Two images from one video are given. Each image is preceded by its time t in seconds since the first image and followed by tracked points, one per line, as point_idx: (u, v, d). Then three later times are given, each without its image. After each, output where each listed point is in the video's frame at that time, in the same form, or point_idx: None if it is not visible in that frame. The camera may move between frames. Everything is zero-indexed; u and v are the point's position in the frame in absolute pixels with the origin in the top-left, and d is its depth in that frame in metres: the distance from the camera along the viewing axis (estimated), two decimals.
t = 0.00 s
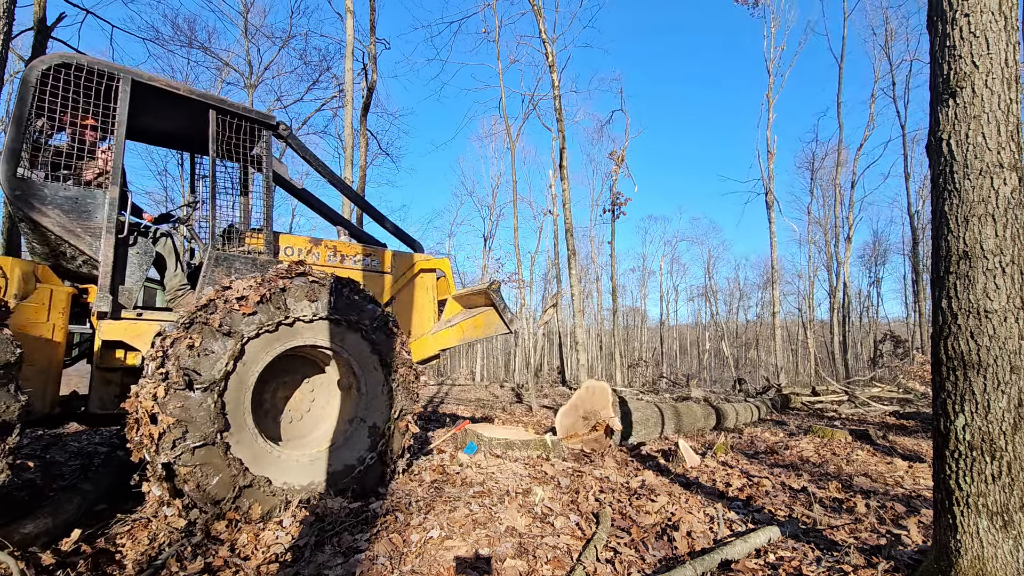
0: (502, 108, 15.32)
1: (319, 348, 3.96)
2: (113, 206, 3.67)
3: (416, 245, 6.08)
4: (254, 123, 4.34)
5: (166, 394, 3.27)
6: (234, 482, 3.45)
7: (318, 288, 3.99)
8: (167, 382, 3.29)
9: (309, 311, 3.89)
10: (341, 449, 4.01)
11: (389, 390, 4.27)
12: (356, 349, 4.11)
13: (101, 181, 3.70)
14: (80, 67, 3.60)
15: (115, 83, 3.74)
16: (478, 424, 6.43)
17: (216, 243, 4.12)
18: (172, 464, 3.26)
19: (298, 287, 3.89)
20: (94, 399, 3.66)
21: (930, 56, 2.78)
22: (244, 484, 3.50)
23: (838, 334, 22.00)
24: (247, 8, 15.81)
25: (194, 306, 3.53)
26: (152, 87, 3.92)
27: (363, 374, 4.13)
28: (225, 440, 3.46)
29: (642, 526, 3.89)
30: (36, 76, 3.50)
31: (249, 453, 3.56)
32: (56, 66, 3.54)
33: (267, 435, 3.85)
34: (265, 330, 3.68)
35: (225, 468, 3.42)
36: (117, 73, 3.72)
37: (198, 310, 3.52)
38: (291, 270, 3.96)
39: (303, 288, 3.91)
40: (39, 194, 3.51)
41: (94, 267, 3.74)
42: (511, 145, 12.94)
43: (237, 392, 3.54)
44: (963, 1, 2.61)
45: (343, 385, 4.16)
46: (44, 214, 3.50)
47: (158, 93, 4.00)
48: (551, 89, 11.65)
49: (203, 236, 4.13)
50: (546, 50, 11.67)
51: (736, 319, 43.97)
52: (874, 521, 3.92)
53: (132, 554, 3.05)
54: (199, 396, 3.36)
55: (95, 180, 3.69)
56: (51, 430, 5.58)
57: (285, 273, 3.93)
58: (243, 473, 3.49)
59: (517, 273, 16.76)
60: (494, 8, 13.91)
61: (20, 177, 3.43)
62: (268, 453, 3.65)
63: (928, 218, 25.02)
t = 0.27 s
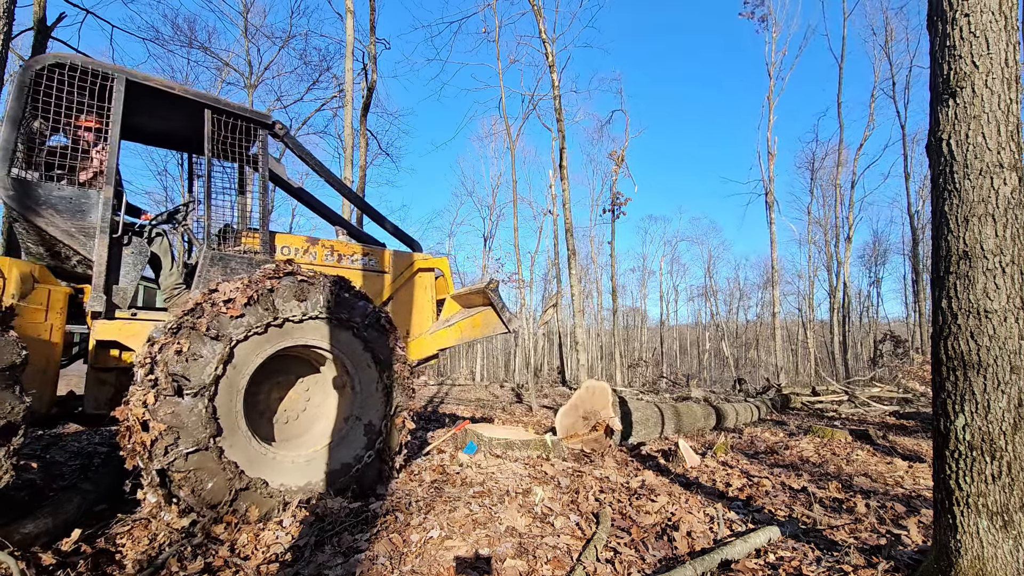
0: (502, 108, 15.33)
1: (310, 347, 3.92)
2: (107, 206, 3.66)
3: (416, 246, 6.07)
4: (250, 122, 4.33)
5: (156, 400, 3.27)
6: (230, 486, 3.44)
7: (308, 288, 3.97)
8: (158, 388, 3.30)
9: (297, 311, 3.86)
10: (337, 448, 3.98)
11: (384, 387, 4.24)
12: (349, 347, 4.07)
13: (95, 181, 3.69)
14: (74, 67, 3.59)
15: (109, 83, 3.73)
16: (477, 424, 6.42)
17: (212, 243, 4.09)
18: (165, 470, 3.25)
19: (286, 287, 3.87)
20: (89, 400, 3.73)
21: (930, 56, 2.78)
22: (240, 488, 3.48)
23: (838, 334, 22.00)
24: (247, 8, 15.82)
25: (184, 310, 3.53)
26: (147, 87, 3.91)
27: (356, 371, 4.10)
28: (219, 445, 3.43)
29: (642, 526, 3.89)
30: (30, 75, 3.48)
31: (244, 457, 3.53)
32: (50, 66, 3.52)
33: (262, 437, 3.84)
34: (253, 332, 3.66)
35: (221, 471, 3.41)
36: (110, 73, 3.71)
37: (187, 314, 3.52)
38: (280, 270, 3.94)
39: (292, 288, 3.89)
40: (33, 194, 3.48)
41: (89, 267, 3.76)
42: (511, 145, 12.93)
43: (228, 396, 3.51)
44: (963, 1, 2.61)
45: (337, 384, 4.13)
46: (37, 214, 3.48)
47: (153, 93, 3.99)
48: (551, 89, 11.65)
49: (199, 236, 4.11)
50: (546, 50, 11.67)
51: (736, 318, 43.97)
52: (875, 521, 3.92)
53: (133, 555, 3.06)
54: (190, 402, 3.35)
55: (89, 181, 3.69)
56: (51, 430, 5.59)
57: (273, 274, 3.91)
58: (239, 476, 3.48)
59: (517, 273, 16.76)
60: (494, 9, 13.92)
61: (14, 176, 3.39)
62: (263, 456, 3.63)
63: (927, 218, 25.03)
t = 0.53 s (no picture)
0: (502, 108, 15.32)
1: (303, 346, 3.92)
2: (103, 206, 3.66)
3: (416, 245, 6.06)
4: (247, 122, 4.34)
5: (147, 406, 3.25)
6: (226, 489, 3.43)
7: (298, 287, 3.96)
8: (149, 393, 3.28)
9: (289, 312, 3.85)
10: (334, 447, 3.98)
11: (379, 384, 4.22)
12: (342, 344, 4.07)
13: (91, 181, 3.70)
14: (70, 68, 3.60)
15: (105, 83, 3.74)
16: (477, 424, 6.42)
17: (209, 243, 4.07)
18: (160, 474, 3.25)
19: (277, 287, 3.86)
20: (85, 400, 3.64)
21: (930, 56, 2.78)
22: (237, 490, 3.48)
23: (838, 334, 22.00)
24: (247, 8, 15.81)
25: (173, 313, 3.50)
26: (143, 87, 3.91)
27: (350, 369, 4.09)
28: (213, 448, 3.43)
29: (642, 526, 3.90)
30: (26, 76, 3.49)
31: (240, 459, 3.53)
32: (46, 67, 3.53)
33: (259, 438, 3.83)
34: (243, 334, 3.63)
35: (217, 475, 3.40)
36: (106, 73, 3.72)
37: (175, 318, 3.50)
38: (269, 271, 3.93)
39: (283, 288, 3.88)
40: (30, 194, 3.48)
41: (85, 266, 3.75)
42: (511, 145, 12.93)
43: (221, 399, 3.49)
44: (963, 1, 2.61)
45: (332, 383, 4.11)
46: (33, 214, 3.49)
47: (150, 93, 3.99)
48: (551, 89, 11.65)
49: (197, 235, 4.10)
50: (546, 50, 11.68)
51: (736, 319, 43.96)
52: (874, 521, 3.92)
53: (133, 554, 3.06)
54: (182, 406, 3.34)
55: (86, 180, 3.69)
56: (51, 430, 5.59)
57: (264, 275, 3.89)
58: (235, 478, 3.48)
59: (517, 273, 16.76)
60: (494, 9, 13.92)
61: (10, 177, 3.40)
62: (260, 458, 3.63)
63: (928, 218, 25.01)
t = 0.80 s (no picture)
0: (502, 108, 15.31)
1: (291, 346, 3.82)
2: (94, 205, 3.63)
3: (412, 246, 6.06)
4: (242, 121, 4.33)
5: (132, 421, 3.18)
6: (222, 497, 3.37)
7: (278, 288, 3.85)
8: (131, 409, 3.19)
9: (269, 314, 3.75)
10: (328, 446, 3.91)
11: (369, 380, 4.16)
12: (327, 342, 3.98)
13: (84, 181, 3.68)
14: (62, 67, 3.60)
15: (98, 83, 3.74)
16: (477, 424, 6.42)
17: (202, 242, 4.04)
18: (153, 488, 3.18)
19: (255, 290, 3.75)
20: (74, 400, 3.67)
21: (930, 56, 2.78)
22: (233, 497, 3.42)
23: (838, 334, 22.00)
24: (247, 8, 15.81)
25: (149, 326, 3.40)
26: (136, 86, 3.91)
27: (339, 366, 4.00)
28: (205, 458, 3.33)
29: (642, 526, 3.89)
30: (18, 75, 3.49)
31: (234, 466, 3.44)
32: (39, 66, 3.53)
33: (252, 443, 3.73)
34: (224, 340, 3.51)
35: (213, 484, 3.33)
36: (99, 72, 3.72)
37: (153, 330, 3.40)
38: (247, 274, 3.82)
39: (262, 291, 3.77)
40: (22, 193, 3.48)
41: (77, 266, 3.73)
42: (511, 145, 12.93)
43: (207, 408, 3.39)
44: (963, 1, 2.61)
45: (322, 382, 4.00)
46: (25, 213, 3.48)
47: (143, 93, 4.00)
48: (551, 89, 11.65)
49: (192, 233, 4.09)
50: (546, 50, 11.68)
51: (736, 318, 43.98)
52: (874, 521, 3.92)
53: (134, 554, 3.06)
54: (167, 419, 3.25)
55: (78, 180, 3.67)
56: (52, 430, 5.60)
57: (243, 279, 3.79)
58: (231, 486, 3.40)
59: (517, 273, 16.76)
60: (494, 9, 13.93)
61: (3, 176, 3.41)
62: (253, 464, 3.54)
63: (927, 218, 25.00)
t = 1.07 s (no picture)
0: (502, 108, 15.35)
1: (274, 344, 3.72)
2: (73, 202, 3.60)
3: (406, 242, 6.05)
4: (229, 115, 4.26)
5: (112, 440, 3.11)
6: (218, 503, 3.34)
7: (249, 288, 3.71)
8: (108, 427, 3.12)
9: (242, 316, 3.61)
10: (319, 443, 3.84)
11: (356, 372, 4.07)
12: (308, 337, 3.86)
13: (64, 176, 3.64)
14: (40, 59, 3.51)
15: (79, 75, 3.65)
16: (477, 424, 6.42)
17: (189, 239, 3.99)
18: (143, 504, 3.13)
19: (225, 292, 3.60)
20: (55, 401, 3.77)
21: (930, 56, 2.78)
22: (229, 502, 3.39)
23: (838, 334, 22.02)
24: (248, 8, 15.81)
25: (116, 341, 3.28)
26: (119, 79, 3.82)
27: (322, 361, 3.89)
28: (194, 468, 3.28)
29: (642, 526, 3.90)
30: None
31: (226, 472, 3.39)
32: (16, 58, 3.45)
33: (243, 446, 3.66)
34: (198, 347, 3.40)
35: (206, 494, 3.29)
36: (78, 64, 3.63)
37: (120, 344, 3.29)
38: (216, 276, 3.67)
39: (232, 291, 3.63)
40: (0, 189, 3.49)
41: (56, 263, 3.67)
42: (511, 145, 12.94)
43: (189, 417, 3.31)
44: (962, 1, 2.61)
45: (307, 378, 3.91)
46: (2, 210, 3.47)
47: (127, 86, 3.91)
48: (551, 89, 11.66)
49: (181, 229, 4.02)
50: (546, 50, 11.70)
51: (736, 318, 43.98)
52: (874, 521, 3.92)
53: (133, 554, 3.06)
54: (147, 434, 3.17)
55: (58, 175, 3.62)
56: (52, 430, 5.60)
57: (213, 281, 3.64)
58: (224, 491, 3.37)
59: (517, 273, 16.76)
60: (495, 10, 13.94)
61: None
62: (243, 468, 3.47)
63: (927, 218, 25.02)
